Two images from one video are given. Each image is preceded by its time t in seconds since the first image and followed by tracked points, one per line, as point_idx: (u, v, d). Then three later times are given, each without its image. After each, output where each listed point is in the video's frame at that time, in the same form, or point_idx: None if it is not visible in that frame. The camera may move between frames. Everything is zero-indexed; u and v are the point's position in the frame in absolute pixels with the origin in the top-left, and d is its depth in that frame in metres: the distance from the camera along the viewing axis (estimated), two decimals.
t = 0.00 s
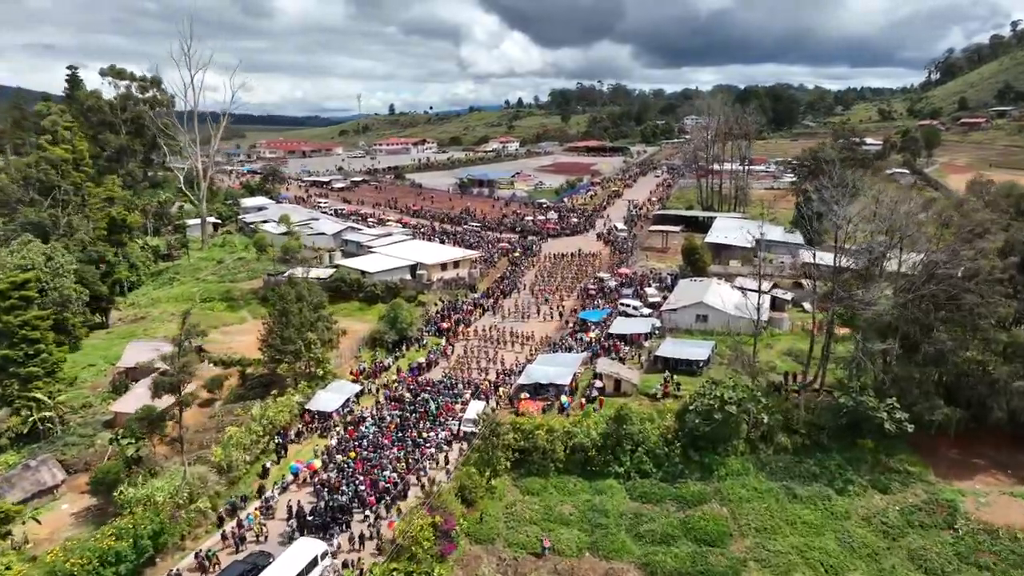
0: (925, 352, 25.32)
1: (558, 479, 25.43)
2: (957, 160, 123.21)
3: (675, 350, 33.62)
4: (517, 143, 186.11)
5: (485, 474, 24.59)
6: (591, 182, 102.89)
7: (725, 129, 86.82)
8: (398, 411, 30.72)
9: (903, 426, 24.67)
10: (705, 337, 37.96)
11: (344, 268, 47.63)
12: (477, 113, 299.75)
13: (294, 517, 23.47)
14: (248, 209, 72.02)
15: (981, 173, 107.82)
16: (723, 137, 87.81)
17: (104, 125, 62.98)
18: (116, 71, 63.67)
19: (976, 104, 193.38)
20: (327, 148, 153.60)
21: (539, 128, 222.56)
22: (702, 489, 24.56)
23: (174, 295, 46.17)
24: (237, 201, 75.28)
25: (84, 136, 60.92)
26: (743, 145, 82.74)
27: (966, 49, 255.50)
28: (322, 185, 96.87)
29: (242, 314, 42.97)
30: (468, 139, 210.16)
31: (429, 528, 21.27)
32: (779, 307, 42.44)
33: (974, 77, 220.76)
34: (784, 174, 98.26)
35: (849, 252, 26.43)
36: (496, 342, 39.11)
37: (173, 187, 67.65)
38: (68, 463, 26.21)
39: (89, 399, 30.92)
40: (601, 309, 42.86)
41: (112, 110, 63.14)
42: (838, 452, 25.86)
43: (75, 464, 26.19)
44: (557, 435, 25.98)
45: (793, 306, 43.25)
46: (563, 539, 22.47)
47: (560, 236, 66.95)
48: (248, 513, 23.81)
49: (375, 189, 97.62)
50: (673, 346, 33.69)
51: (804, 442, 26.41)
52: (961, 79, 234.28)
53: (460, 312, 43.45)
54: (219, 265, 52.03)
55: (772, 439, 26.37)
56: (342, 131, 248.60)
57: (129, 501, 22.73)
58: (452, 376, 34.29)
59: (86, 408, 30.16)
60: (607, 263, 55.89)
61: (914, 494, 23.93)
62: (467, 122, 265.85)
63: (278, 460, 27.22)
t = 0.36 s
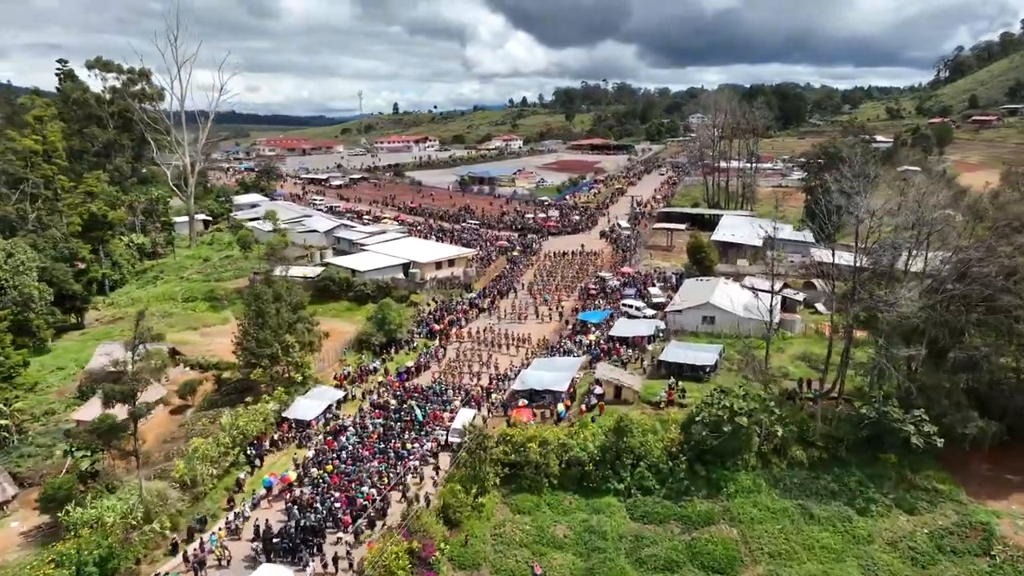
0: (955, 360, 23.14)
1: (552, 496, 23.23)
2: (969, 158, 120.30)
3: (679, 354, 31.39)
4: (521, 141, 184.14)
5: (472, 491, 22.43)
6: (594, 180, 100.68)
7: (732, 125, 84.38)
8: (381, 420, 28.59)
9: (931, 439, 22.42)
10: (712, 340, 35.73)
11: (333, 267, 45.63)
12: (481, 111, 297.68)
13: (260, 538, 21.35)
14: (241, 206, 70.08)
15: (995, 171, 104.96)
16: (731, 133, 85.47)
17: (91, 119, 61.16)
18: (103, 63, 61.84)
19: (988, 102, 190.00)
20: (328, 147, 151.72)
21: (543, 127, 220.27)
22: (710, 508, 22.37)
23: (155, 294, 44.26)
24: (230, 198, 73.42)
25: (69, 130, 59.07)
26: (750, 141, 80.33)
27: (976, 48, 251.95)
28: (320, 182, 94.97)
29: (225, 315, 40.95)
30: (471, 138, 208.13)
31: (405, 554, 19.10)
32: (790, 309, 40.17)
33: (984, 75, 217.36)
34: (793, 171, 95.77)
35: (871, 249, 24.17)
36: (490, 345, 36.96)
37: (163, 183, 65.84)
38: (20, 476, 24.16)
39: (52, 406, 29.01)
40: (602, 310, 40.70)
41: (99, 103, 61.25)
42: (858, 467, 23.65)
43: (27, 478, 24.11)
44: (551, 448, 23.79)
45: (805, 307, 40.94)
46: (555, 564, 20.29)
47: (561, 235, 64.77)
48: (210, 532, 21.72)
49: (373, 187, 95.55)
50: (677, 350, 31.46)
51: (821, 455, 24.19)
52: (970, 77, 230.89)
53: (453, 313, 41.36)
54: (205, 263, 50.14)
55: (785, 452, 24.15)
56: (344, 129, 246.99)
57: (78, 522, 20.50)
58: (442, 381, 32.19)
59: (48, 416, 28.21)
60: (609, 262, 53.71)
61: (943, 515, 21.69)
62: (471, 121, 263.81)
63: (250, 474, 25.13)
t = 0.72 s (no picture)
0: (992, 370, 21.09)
1: (544, 520, 21.05)
2: (979, 156, 117.73)
3: (683, 362, 29.16)
4: (522, 139, 182.03)
5: (455, 516, 20.23)
6: (596, 178, 98.49)
7: (738, 121, 82.07)
8: (362, 433, 26.48)
9: (964, 459, 20.21)
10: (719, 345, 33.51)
11: (320, 267, 43.53)
12: (483, 110, 295.46)
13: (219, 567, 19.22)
14: (231, 204, 68.11)
15: (1006, 169, 102.37)
16: (735, 130, 83.17)
17: (74, 114, 59.18)
18: (87, 57, 59.86)
19: (996, 99, 187.11)
20: (326, 145, 149.79)
21: (546, 126, 218.06)
22: (718, 534, 20.18)
23: (133, 295, 42.23)
24: (221, 196, 71.41)
25: (51, 126, 57.12)
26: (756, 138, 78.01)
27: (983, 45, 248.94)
28: (315, 180, 92.96)
29: (204, 318, 38.87)
30: (472, 137, 205.99)
31: None
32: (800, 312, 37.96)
33: (992, 72, 214.44)
34: (799, 169, 93.43)
35: (897, 248, 21.94)
36: (483, 350, 34.82)
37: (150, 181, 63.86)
38: None
39: (8, 417, 26.96)
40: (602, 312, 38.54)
41: (82, 98, 59.24)
42: (881, 489, 21.43)
43: None
44: (543, 467, 21.62)
45: (816, 310, 38.74)
46: None
47: (560, 234, 62.58)
48: (165, 561, 19.58)
49: (369, 185, 93.47)
50: (681, 357, 29.22)
51: (840, 475, 21.98)
52: (978, 74, 227.92)
53: (445, 315, 39.22)
54: (188, 264, 48.10)
55: (800, 471, 21.93)
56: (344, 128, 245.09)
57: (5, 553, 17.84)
58: (428, 390, 30.04)
59: (1, 428, 26.15)
60: (610, 262, 51.55)
61: (978, 544, 19.46)
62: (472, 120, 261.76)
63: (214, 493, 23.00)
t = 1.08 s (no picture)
0: None
1: (532, 550, 18.88)
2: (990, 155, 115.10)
3: (687, 370, 26.99)
4: (524, 138, 179.79)
5: (433, 547, 18.05)
6: (598, 176, 96.28)
7: (743, 117, 79.79)
8: (338, 449, 24.39)
9: (1004, 485, 17.99)
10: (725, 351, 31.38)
11: (305, 267, 41.49)
12: (485, 109, 293.44)
13: None
14: (221, 202, 66.08)
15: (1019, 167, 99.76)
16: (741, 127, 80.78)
17: (57, 109, 57.21)
18: (70, 50, 57.89)
19: (1006, 97, 184.10)
20: (324, 143, 147.70)
21: (548, 124, 215.74)
22: (728, 567, 18.07)
23: (109, 296, 40.26)
24: (211, 194, 69.43)
25: (32, 120, 55.14)
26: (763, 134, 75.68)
27: (991, 43, 245.72)
28: (311, 179, 90.94)
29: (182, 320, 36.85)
30: (473, 135, 203.71)
31: None
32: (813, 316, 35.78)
33: (1000, 70, 211.53)
34: (806, 167, 91.08)
35: (928, 248, 19.70)
36: (474, 356, 32.74)
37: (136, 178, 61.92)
38: None
39: None
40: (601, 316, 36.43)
41: (65, 92, 57.24)
42: (908, 516, 19.23)
43: None
44: (532, 491, 19.45)
45: (828, 314, 36.55)
46: None
47: (559, 233, 60.47)
48: None
49: (366, 183, 91.45)
50: (685, 365, 27.05)
51: (862, 500, 19.74)
52: (985, 72, 224.93)
53: (435, 319, 37.10)
54: (170, 263, 46.10)
55: (818, 494, 19.73)
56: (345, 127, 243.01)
57: None
58: (413, 400, 27.90)
59: None
60: (610, 262, 49.41)
61: None
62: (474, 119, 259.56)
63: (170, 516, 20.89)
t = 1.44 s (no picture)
0: None
1: None
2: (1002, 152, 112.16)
3: (692, 382, 24.77)
4: (526, 136, 177.46)
5: None
6: (600, 174, 94.04)
7: (750, 112, 77.31)
8: (308, 469, 22.16)
9: None
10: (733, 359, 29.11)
11: (289, 268, 39.41)
12: (487, 108, 291.04)
13: None
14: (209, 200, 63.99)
15: None
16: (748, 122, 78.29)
17: (37, 103, 55.23)
18: (51, 41, 55.85)
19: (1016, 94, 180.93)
20: (322, 141, 145.50)
21: (550, 122, 213.32)
22: None
23: (82, 298, 38.24)
24: (200, 192, 67.47)
25: (11, 115, 53.08)
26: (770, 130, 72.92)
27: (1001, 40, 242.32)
28: (306, 177, 88.89)
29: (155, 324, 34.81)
30: (474, 133, 201.30)
31: None
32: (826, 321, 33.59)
33: (1010, 67, 208.07)
34: (815, 165, 88.43)
35: (969, 248, 17.39)
36: (463, 364, 30.56)
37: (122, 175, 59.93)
38: None
39: None
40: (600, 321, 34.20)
41: (46, 86, 55.21)
42: (943, 551, 16.99)
43: None
44: (517, 523, 17.06)
45: (842, 318, 34.31)
46: None
47: (559, 232, 58.27)
48: None
49: (361, 182, 89.21)
50: (689, 376, 24.82)
51: (891, 533, 17.52)
52: (995, 69, 221.43)
53: (424, 323, 35.00)
54: (149, 264, 44.07)
55: (840, 525, 17.44)
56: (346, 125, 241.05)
57: None
58: (394, 413, 25.77)
59: None
60: (611, 263, 47.22)
61: None
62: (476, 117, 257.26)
63: (115, 546, 18.76)
